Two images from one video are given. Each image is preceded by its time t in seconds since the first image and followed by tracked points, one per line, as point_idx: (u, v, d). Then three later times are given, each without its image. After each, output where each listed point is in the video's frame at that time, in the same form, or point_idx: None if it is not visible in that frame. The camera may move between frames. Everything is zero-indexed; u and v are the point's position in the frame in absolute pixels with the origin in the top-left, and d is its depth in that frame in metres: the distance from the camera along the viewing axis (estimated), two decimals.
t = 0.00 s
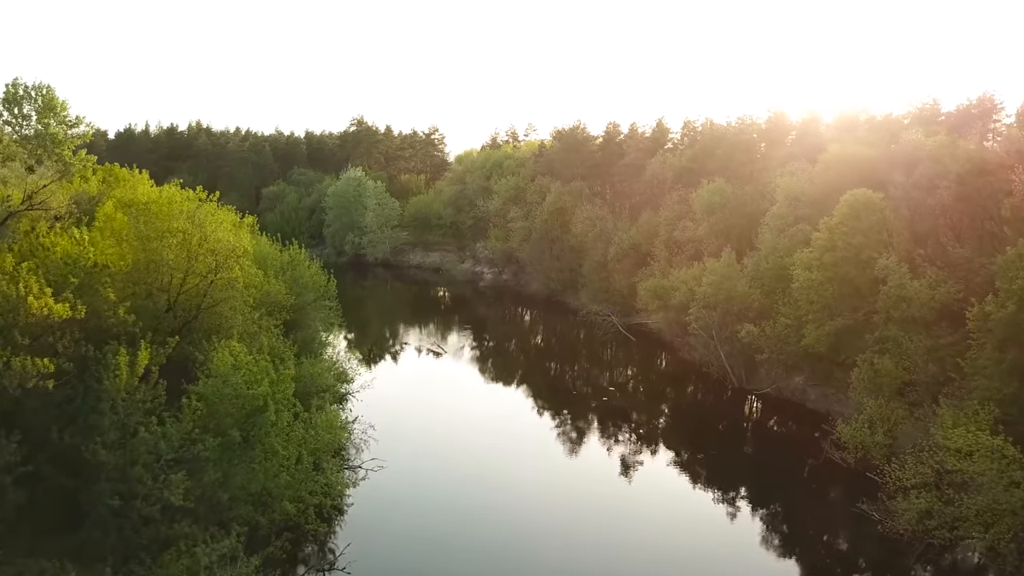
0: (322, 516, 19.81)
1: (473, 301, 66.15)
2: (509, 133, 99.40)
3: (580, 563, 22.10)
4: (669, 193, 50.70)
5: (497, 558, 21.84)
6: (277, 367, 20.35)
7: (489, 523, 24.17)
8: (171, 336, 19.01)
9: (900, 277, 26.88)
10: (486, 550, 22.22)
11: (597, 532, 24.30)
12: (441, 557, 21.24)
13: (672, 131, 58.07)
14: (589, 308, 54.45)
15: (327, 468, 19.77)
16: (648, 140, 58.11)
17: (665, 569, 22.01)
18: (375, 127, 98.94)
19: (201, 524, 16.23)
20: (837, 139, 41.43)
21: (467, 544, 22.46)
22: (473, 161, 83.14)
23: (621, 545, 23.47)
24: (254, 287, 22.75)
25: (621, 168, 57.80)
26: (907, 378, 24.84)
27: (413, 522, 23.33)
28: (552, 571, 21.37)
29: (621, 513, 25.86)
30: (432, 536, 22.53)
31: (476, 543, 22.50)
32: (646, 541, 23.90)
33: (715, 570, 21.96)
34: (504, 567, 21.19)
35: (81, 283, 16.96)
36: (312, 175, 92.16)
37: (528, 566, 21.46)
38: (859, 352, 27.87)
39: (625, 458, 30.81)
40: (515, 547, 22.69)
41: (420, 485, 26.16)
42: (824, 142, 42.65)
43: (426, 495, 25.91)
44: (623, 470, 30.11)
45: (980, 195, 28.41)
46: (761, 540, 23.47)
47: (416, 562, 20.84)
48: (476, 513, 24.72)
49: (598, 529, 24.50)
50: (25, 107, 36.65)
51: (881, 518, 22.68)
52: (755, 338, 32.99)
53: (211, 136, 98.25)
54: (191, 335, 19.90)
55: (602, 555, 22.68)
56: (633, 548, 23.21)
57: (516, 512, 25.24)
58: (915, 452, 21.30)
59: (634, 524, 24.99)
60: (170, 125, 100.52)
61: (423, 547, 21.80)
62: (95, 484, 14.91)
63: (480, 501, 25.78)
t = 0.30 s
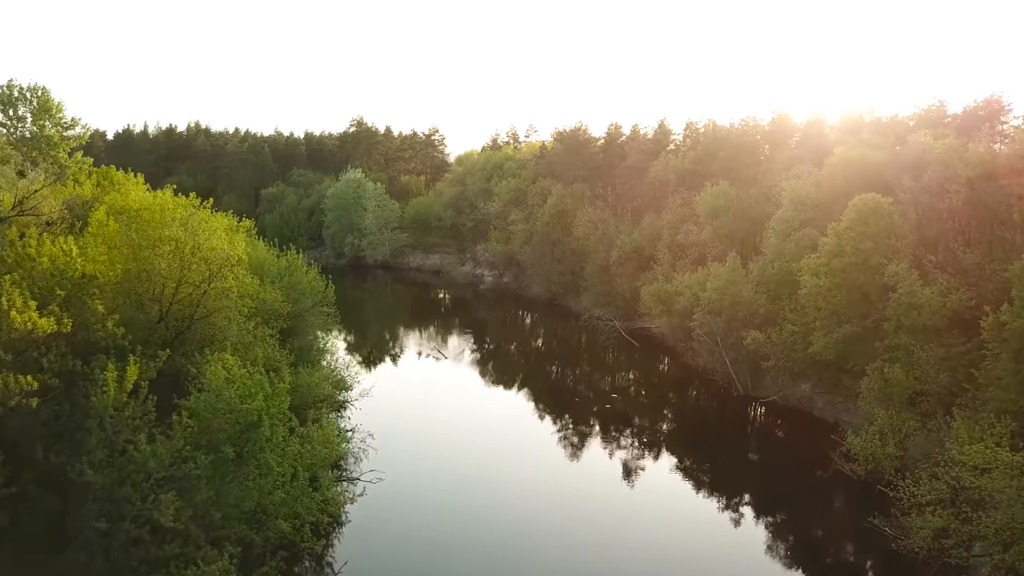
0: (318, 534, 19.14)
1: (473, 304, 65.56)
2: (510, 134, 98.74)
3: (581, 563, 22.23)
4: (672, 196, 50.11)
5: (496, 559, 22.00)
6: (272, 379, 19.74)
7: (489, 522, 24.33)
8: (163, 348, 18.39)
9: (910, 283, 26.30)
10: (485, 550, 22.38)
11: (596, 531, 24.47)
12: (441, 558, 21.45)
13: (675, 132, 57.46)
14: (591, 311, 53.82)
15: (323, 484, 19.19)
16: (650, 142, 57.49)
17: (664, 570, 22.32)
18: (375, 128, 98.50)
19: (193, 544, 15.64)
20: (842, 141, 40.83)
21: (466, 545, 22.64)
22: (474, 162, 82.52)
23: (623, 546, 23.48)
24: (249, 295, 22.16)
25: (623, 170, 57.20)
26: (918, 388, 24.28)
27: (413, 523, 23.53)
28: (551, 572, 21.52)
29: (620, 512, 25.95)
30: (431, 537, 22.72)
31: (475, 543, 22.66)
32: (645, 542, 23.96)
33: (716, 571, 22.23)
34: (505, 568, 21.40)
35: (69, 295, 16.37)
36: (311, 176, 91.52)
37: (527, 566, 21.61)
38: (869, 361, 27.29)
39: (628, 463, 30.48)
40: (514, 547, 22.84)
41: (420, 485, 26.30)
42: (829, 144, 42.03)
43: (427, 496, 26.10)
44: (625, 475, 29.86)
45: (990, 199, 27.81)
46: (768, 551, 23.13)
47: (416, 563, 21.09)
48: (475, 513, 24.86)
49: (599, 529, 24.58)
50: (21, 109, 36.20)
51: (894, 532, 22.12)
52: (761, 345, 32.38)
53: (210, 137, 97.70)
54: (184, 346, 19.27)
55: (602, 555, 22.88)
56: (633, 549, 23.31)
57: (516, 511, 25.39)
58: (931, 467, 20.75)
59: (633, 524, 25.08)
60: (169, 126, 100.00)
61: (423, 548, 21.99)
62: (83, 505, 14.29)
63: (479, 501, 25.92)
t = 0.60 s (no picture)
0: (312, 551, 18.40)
1: (473, 307, 64.99)
2: (511, 135, 98.16)
3: (580, 564, 22.88)
4: (675, 199, 49.53)
5: (495, 558, 22.59)
6: (268, 393, 19.10)
7: (490, 523, 24.98)
8: (154, 360, 17.82)
9: (921, 290, 25.71)
10: (484, 550, 22.99)
11: (594, 532, 25.15)
12: (441, 557, 22.00)
13: (677, 134, 56.88)
14: (592, 315, 53.20)
15: (320, 501, 18.57)
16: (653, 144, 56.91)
17: (665, 570, 22.94)
18: (375, 129, 98.31)
19: (183, 566, 14.99)
20: (849, 144, 40.23)
21: (465, 544, 23.26)
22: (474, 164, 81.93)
23: (627, 549, 24.04)
24: (245, 304, 21.55)
25: (626, 172, 56.60)
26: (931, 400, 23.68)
27: (413, 522, 24.12)
28: (550, 572, 22.13)
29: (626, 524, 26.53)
30: (429, 536, 23.29)
31: (474, 543, 23.25)
32: (647, 546, 24.51)
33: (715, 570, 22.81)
34: (507, 568, 21.96)
35: (54, 308, 15.83)
36: (311, 177, 90.92)
37: (527, 566, 22.21)
38: (879, 370, 26.68)
39: (631, 469, 30.39)
40: (513, 548, 23.46)
41: (420, 486, 26.92)
42: (835, 147, 41.45)
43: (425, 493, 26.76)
44: (628, 480, 30.03)
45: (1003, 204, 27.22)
46: (774, 558, 22.85)
47: (416, 561, 21.65)
48: (474, 514, 25.47)
49: (601, 532, 25.12)
50: (17, 111, 35.80)
51: (907, 548, 21.51)
52: (767, 352, 31.80)
53: (209, 137, 97.20)
54: (177, 358, 18.68)
55: (603, 557, 23.44)
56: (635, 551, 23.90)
57: (516, 513, 26.04)
58: (946, 483, 20.13)
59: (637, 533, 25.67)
60: (168, 126, 99.51)
61: (423, 548, 22.54)
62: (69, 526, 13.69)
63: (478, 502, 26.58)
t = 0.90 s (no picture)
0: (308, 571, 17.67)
1: (473, 310, 64.43)
2: (512, 136, 97.46)
3: (579, 564, 23.18)
4: (677, 202, 48.94)
5: (496, 558, 22.97)
6: (262, 409, 18.45)
7: (491, 522, 25.37)
8: (144, 375, 17.19)
9: (932, 298, 25.12)
10: (484, 550, 23.37)
11: (593, 531, 25.53)
12: (442, 558, 22.40)
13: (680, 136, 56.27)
14: (594, 319, 52.58)
15: (317, 520, 17.92)
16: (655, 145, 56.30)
17: (665, 570, 23.22)
18: (375, 130, 97.74)
19: None
20: (855, 147, 39.61)
21: (466, 544, 23.66)
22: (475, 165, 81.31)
23: (627, 548, 24.44)
24: (238, 314, 20.91)
25: (628, 174, 55.98)
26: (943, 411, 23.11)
27: (414, 522, 24.51)
28: (551, 572, 22.49)
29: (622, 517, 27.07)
30: (430, 537, 23.71)
31: (475, 544, 23.62)
32: (647, 543, 24.99)
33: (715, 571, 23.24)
34: (509, 568, 22.36)
35: (40, 322, 15.23)
36: (310, 178, 90.27)
37: (529, 566, 22.60)
38: (889, 380, 26.10)
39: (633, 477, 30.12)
40: (513, 548, 23.83)
41: (421, 486, 27.27)
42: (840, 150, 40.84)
43: (422, 496, 27.19)
44: (630, 487, 29.93)
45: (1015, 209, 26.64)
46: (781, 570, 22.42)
47: (417, 562, 22.03)
48: (474, 514, 25.83)
49: (599, 532, 25.56)
50: (11, 113, 35.17)
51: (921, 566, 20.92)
52: (773, 360, 31.23)
53: (208, 138, 96.58)
54: (168, 372, 18.04)
55: (603, 556, 23.80)
56: (636, 550, 24.29)
57: (517, 512, 26.43)
58: (962, 500, 19.54)
59: (636, 528, 26.16)
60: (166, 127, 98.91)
61: (424, 548, 22.92)
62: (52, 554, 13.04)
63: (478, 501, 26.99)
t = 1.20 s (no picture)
0: None
1: (474, 313, 63.84)
2: (512, 137, 96.72)
3: (580, 564, 23.21)
4: (680, 206, 48.32)
5: (496, 557, 23.12)
6: (254, 425, 17.82)
7: (491, 523, 25.54)
8: (132, 389, 16.59)
9: (944, 306, 24.55)
10: (485, 549, 23.52)
11: (593, 532, 25.59)
12: (443, 558, 22.54)
13: (683, 138, 55.66)
14: (595, 323, 51.94)
15: (312, 540, 17.30)
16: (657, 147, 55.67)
17: (666, 570, 23.32)
18: (374, 131, 97.11)
19: None
20: (862, 150, 39.00)
21: (467, 544, 23.80)
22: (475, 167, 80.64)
23: (627, 549, 24.51)
24: (231, 324, 20.28)
25: (630, 177, 55.36)
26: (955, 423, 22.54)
27: (414, 523, 24.70)
28: (550, 572, 22.55)
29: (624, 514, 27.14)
30: (430, 537, 23.88)
31: (476, 544, 23.74)
32: (648, 542, 25.06)
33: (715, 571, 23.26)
34: (511, 567, 22.52)
35: (24, 336, 14.63)
36: (309, 179, 89.58)
37: (529, 566, 22.67)
38: (901, 390, 25.50)
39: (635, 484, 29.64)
40: (513, 547, 23.97)
41: (422, 488, 27.53)
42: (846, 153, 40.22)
43: (423, 496, 27.38)
44: (633, 492, 29.42)
45: None
46: None
47: (418, 562, 22.20)
48: (474, 516, 25.97)
49: (600, 532, 25.58)
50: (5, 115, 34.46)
51: None
52: (780, 368, 30.64)
53: (207, 139, 96.00)
54: (158, 386, 17.44)
55: (603, 556, 23.90)
56: (636, 552, 24.35)
57: (518, 512, 26.61)
58: (979, 517, 18.96)
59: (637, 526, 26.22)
60: (165, 128, 98.35)
61: (424, 549, 23.05)
62: None
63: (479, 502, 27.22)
